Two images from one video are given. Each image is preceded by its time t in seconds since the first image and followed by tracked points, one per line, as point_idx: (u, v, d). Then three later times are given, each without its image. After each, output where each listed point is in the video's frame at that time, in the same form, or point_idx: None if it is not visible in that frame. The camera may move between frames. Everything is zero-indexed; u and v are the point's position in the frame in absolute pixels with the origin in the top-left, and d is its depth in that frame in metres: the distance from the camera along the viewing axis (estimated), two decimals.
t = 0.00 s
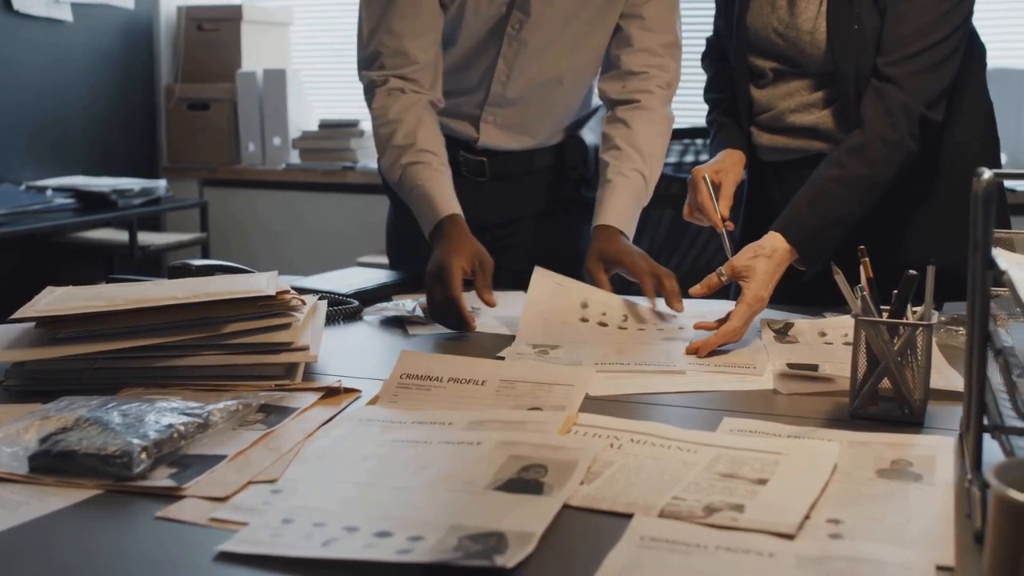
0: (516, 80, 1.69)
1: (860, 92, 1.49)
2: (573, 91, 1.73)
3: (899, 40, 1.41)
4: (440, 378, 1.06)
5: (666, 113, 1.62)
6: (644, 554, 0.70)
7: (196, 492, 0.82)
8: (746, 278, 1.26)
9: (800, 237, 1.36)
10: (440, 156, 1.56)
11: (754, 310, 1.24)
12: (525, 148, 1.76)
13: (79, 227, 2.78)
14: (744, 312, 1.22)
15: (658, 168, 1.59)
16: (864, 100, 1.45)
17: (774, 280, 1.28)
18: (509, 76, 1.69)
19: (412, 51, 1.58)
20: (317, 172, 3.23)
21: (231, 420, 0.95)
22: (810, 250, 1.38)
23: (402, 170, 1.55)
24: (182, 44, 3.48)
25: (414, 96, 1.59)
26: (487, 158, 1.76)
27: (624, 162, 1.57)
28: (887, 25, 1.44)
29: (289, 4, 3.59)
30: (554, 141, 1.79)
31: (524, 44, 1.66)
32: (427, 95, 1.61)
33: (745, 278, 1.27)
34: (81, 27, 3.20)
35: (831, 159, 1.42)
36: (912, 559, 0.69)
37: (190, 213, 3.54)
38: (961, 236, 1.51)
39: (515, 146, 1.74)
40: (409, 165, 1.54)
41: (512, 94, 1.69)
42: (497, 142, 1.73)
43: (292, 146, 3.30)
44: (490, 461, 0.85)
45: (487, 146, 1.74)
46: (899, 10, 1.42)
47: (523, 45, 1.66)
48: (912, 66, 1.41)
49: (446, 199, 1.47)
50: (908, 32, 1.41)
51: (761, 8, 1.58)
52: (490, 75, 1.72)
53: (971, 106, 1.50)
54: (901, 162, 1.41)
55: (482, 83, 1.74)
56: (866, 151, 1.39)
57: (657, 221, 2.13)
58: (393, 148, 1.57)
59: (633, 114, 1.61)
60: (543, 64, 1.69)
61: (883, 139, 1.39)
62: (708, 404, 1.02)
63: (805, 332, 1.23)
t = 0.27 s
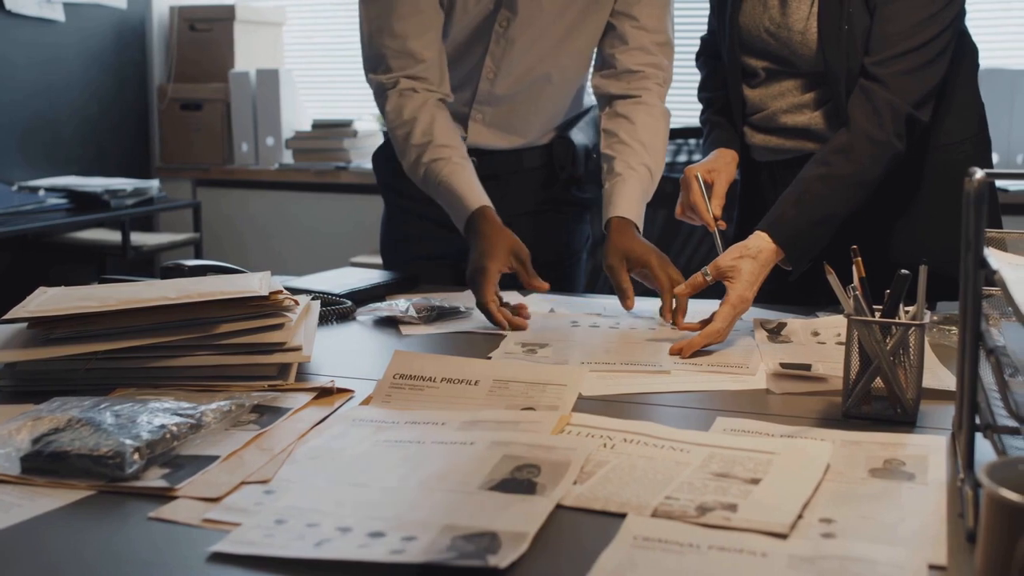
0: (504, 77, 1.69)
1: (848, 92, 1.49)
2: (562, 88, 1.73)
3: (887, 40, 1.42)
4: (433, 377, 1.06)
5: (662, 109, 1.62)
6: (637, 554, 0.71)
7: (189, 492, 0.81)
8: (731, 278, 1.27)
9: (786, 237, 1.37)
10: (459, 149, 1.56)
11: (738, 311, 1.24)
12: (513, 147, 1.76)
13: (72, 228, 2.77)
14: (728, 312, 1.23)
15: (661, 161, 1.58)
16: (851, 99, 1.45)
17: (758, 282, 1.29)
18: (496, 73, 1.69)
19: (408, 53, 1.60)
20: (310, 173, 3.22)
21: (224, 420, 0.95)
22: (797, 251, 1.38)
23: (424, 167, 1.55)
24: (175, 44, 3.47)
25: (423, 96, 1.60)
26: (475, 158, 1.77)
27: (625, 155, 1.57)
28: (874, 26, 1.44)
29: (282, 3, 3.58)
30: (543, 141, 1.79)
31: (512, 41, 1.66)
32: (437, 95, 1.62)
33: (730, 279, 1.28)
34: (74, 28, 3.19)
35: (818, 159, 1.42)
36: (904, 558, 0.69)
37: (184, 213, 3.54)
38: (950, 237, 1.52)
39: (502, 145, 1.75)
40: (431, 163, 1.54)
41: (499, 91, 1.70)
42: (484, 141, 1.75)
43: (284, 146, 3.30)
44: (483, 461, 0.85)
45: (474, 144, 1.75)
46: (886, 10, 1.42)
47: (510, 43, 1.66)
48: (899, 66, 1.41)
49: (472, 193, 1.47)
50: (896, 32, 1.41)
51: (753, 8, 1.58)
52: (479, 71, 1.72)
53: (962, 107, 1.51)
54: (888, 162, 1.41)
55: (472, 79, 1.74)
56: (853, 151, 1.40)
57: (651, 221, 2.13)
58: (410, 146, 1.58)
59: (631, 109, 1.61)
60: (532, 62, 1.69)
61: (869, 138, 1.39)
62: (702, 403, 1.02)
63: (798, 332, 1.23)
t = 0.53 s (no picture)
0: (500, 76, 1.69)
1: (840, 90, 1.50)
2: (556, 86, 1.74)
3: (881, 40, 1.42)
4: (428, 378, 1.06)
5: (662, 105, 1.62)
6: (632, 553, 0.71)
7: (183, 492, 0.81)
8: (722, 279, 1.27)
9: (780, 237, 1.37)
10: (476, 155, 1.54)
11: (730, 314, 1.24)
12: (509, 146, 1.77)
13: (66, 228, 2.77)
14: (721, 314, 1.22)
15: (663, 157, 1.59)
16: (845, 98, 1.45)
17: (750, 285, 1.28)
18: (491, 71, 1.69)
19: (416, 46, 1.57)
20: (305, 173, 3.22)
21: (219, 421, 0.95)
22: (792, 250, 1.38)
23: (442, 173, 1.53)
24: (170, 44, 3.47)
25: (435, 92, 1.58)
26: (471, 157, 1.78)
27: (628, 153, 1.57)
28: (870, 27, 1.44)
29: (277, 4, 3.58)
30: (538, 139, 1.79)
31: (506, 40, 1.65)
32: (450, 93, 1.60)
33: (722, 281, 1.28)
34: (68, 28, 3.19)
35: (812, 159, 1.43)
36: (898, 558, 0.69)
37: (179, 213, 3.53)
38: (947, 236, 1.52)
39: (499, 143, 1.76)
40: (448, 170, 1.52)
41: (495, 90, 1.70)
42: (480, 139, 1.75)
43: (279, 147, 3.29)
44: (478, 461, 0.84)
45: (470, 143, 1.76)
46: (881, 10, 1.42)
47: (506, 41, 1.65)
48: (893, 66, 1.41)
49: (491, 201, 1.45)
50: (891, 32, 1.41)
51: (749, 9, 1.58)
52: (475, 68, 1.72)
53: (957, 107, 1.51)
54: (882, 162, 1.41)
55: (469, 75, 1.75)
56: (847, 150, 1.40)
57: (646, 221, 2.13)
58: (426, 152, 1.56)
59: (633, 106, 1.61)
60: (528, 61, 1.69)
61: (863, 137, 1.40)
62: (696, 403, 1.02)
63: (792, 332, 1.23)
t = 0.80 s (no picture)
0: (495, 74, 1.69)
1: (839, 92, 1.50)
2: (552, 84, 1.74)
3: (881, 40, 1.42)
4: (423, 377, 1.06)
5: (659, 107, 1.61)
6: (627, 553, 0.71)
7: (177, 493, 0.81)
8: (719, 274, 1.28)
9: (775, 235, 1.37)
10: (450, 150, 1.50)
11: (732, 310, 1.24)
12: (503, 145, 1.77)
13: (60, 228, 2.76)
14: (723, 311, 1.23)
15: (658, 159, 1.58)
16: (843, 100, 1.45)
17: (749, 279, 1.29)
18: (486, 68, 1.69)
19: (409, 42, 1.55)
20: (300, 173, 3.22)
21: (213, 421, 0.95)
22: (787, 249, 1.38)
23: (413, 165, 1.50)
24: (164, 44, 3.47)
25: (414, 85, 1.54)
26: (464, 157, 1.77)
27: (623, 158, 1.56)
28: (868, 27, 1.45)
29: (272, 3, 3.58)
30: (533, 139, 1.79)
31: (502, 35, 1.66)
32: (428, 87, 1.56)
33: (720, 276, 1.28)
34: (62, 28, 3.18)
35: (811, 158, 1.43)
36: (892, 557, 0.70)
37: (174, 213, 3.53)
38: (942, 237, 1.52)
39: (493, 142, 1.75)
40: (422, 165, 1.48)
41: (490, 88, 1.70)
42: (474, 139, 1.74)
43: (274, 147, 3.29)
44: (473, 461, 0.84)
45: (464, 143, 1.75)
46: (880, 11, 1.43)
47: (501, 36, 1.66)
48: (891, 66, 1.41)
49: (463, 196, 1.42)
50: (890, 32, 1.41)
51: (745, 9, 1.59)
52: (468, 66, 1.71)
53: (954, 108, 1.51)
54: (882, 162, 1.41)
55: (461, 75, 1.73)
56: (845, 149, 1.40)
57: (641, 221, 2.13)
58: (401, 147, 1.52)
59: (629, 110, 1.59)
60: (522, 59, 1.69)
61: (862, 137, 1.40)
62: (690, 403, 1.02)
63: (787, 332, 1.23)
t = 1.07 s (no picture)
0: (486, 70, 1.70)
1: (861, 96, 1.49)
2: (546, 84, 1.75)
3: (894, 43, 1.43)
4: (417, 378, 1.06)
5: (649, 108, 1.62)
6: (620, 553, 0.71)
7: (171, 494, 0.81)
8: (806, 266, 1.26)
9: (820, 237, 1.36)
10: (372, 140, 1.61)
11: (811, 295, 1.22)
12: (496, 144, 1.76)
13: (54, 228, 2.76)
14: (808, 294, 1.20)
15: (646, 163, 1.59)
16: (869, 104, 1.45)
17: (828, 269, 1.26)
18: (478, 65, 1.70)
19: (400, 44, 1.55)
20: (294, 173, 3.22)
21: (207, 421, 0.94)
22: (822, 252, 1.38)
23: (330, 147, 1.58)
24: (158, 44, 3.46)
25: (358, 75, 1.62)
26: (458, 157, 1.75)
27: (612, 162, 1.57)
28: (878, 28, 1.45)
29: (265, 4, 3.58)
30: (526, 138, 1.79)
31: (494, 31, 1.67)
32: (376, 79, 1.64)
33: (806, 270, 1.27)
34: (55, 27, 3.18)
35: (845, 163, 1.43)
36: (885, 556, 0.70)
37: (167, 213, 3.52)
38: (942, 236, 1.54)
39: (485, 142, 1.75)
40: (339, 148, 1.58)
41: (480, 85, 1.71)
42: (467, 138, 1.74)
43: (268, 147, 3.28)
44: (466, 462, 0.84)
45: (456, 141, 1.74)
46: (891, 14, 1.43)
47: (492, 33, 1.67)
48: (912, 69, 1.42)
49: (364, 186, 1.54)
50: (904, 35, 1.42)
51: (742, 9, 1.59)
52: (459, 65, 1.72)
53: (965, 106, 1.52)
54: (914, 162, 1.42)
55: (451, 74, 1.74)
56: (880, 153, 1.40)
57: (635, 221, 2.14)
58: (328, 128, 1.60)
59: (617, 113, 1.61)
60: (512, 56, 1.70)
61: (893, 138, 1.40)
62: (683, 403, 1.02)
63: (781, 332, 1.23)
